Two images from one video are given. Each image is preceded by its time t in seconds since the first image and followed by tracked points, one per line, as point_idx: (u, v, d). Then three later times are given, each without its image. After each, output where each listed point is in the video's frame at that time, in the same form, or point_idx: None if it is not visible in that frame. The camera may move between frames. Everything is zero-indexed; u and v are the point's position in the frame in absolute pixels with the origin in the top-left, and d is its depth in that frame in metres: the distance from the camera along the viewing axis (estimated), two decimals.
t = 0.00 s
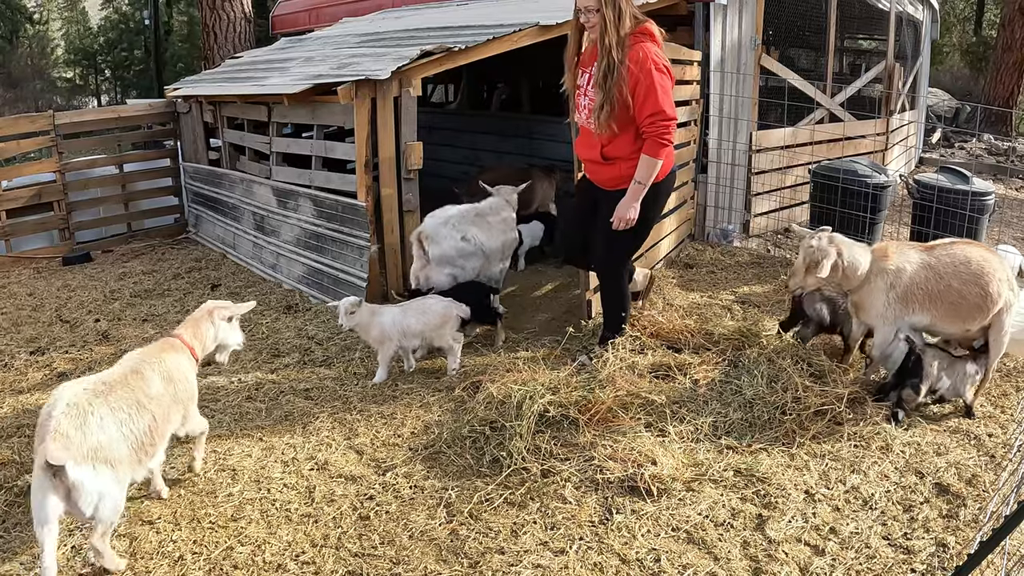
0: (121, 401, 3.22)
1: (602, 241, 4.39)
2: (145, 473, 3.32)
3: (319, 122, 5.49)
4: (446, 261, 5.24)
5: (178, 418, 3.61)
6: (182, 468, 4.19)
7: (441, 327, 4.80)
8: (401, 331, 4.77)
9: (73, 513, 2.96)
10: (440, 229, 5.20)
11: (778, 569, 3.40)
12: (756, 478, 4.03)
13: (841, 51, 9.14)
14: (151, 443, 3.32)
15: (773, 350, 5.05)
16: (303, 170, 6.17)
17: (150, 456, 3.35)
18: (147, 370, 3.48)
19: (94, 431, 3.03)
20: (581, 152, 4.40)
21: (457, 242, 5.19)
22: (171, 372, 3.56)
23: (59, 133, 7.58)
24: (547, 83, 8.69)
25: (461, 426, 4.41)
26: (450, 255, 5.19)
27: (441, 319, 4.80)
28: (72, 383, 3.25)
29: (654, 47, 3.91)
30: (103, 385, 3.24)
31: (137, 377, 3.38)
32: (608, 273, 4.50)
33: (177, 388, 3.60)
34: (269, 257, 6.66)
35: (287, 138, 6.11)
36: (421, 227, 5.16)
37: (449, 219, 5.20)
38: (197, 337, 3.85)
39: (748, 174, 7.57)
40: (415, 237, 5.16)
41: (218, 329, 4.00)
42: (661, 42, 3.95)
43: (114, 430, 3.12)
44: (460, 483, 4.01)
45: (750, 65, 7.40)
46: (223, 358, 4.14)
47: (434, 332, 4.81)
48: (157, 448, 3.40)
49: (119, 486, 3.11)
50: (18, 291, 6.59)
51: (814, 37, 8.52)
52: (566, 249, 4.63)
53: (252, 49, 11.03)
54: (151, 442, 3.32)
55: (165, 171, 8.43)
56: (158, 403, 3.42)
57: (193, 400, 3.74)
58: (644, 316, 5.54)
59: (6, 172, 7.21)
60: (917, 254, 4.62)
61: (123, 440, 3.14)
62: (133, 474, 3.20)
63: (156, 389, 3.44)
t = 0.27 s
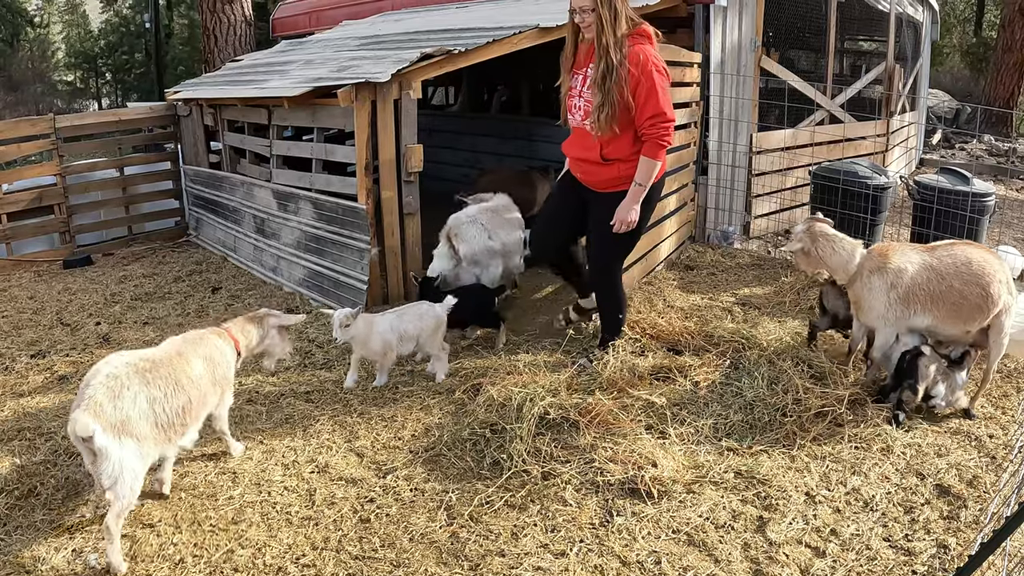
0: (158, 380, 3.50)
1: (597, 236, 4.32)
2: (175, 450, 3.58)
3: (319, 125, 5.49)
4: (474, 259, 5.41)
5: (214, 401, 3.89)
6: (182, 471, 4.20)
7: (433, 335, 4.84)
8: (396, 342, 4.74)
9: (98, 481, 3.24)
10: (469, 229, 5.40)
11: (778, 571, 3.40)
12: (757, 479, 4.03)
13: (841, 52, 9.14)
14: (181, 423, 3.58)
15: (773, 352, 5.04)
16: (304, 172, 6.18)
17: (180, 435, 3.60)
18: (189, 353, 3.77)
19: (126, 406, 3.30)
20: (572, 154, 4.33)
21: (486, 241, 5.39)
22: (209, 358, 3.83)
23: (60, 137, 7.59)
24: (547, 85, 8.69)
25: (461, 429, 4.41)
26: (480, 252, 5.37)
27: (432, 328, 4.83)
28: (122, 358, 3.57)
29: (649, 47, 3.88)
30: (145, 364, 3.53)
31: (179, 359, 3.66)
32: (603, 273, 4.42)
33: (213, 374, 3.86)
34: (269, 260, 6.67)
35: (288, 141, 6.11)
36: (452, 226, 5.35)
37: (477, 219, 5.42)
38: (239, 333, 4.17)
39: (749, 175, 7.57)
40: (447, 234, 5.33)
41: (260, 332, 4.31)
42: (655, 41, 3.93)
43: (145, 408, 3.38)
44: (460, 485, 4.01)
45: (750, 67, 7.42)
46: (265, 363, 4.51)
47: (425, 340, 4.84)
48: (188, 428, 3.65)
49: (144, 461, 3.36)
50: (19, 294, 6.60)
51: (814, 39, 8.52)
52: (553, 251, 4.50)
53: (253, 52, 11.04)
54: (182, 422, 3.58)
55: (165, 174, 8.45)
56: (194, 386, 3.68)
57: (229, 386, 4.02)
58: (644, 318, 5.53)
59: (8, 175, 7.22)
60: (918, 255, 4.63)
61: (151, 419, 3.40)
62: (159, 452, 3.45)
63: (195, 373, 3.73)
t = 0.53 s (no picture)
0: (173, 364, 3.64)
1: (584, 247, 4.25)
2: (187, 432, 3.71)
3: (319, 127, 5.50)
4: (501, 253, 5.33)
5: (231, 389, 4.01)
6: (183, 474, 4.20)
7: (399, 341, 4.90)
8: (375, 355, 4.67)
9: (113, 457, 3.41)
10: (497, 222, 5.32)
11: (778, 573, 3.39)
12: (757, 482, 4.02)
13: (842, 53, 9.14)
14: (195, 407, 3.70)
15: (774, 354, 5.04)
16: (304, 175, 6.18)
17: (192, 419, 3.73)
18: (209, 340, 3.90)
19: (141, 386, 3.46)
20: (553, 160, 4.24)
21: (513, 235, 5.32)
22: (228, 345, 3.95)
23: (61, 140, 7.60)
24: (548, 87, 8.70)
25: (461, 431, 4.41)
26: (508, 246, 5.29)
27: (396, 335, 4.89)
28: (145, 342, 3.75)
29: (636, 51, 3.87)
30: (164, 348, 3.69)
31: (198, 345, 3.80)
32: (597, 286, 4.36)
33: (232, 361, 3.98)
34: (270, 263, 6.67)
35: (288, 144, 6.12)
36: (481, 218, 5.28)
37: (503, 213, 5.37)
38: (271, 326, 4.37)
39: (750, 177, 7.56)
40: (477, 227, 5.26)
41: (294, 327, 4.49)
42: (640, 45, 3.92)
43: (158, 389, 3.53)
44: (460, 488, 4.01)
45: (750, 69, 7.40)
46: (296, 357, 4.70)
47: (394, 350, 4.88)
48: (202, 413, 3.78)
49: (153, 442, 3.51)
50: (21, 297, 6.61)
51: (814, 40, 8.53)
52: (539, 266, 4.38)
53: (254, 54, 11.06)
54: (196, 406, 3.71)
55: (166, 176, 8.45)
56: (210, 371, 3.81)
57: (247, 377, 4.13)
58: (644, 320, 5.53)
59: (9, 178, 7.23)
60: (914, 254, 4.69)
61: (164, 401, 3.54)
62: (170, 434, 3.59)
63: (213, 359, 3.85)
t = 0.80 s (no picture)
0: (186, 349, 3.76)
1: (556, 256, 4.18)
2: (206, 415, 3.80)
3: (323, 131, 5.52)
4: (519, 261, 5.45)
5: (247, 378, 4.09)
6: (188, 477, 4.22)
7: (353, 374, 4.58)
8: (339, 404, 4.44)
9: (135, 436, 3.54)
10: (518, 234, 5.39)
11: None
12: (761, 484, 4.03)
13: (844, 56, 9.14)
14: (211, 391, 3.80)
15: (776, 356, 5.05)
16: (308, 178, 6.19)
17: (210, 403, 3.82)
18: (221, 329, 4.02)
19: (155, 370, 3.58)
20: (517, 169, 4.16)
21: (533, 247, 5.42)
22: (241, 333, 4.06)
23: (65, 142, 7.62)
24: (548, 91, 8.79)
25: (465, 434, 4.42)
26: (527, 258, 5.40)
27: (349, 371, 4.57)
28: (162, 330, 3.88)
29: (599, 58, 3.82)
30: (178, 335, 3.82)
31: (211, 332, 3.93)
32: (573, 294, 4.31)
33: (247, 349, 4.08)
34: (273, 266, 6.68)
35: (292, 147, 6.13)
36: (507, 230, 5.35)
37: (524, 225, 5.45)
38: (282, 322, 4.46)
39: (753, 180, 7.56)
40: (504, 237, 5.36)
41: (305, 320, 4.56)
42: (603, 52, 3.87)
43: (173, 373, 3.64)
44: (464, 491, 4.02)
45: (752, 72, 7.41)
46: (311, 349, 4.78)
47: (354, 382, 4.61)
48: (218, 397, 3.87)
49: (175, 423, 3.61)
50: (25, 299, 6.63)
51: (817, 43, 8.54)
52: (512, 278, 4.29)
53: (257, 58, 11.08)
54: (211, 390, 3.81)
55: (169, 179, 8.47)
56: (223, 357, 3.91)
57: (260, 368, 4.19)
58: (648, 323, 5.54)
59: (13, 181, 7.25)
60: (913, 257, 4.66)
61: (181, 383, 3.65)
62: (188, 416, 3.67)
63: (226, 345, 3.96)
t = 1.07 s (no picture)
0: (198, 348, 3.87)
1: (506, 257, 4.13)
2: (216, 412, 3.92)
3: (329, 135, 5.54)
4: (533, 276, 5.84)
5: (257, 378, 4.19)
6: (197, 482, 4.23)
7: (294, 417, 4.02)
8: (307, 440, 4.06)
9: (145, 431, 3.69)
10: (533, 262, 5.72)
11: None
12: (766, 489, 4.04)
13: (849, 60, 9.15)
14: (220, 389, 3.92)
15: (782, 361, 5.07)
16: (314, 182, 6.21)
17: (220, 401, 3.94)
18: (235, 329, 4.13)
19: (167, 366, 3.69)
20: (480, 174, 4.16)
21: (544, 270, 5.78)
22: (255, 334, 4.14)
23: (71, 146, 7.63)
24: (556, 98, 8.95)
25: (472, 439, 4.43)
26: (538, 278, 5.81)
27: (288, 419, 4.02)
28: (177, 327, 3.99)
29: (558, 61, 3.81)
30: (191, 334, 3.93)
31: (224, 332, 4.02)
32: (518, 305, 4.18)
33: (259, 350, 4.18)
34: (279, 270, 6.69)
35: (298, 151, 6.15)
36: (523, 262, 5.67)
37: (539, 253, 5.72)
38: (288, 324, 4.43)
39: (758, 184, 7.58)
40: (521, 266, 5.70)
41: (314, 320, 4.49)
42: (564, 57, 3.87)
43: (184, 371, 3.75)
44: (471, 495, 4.03)
45: (757, 76, 7.42)
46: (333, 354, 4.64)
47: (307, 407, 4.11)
48: (228, 395, 3.98)
49: (183, 419, 3.74)
50: (31, 303, 6.65)
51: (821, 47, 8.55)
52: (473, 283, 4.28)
53: (262, 61, 11.10)
54: (221, 389, 3.92)
55: (174, 183, 8.47)
56: (234, 356, 4.01)
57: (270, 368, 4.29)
58: (654, 328, 5.55)
59: (19, 184, 7.27)
60: (914, 259, 4.64)
61: (190, 382, 3.77)
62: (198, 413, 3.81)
63: (239, 346, 4.05)
